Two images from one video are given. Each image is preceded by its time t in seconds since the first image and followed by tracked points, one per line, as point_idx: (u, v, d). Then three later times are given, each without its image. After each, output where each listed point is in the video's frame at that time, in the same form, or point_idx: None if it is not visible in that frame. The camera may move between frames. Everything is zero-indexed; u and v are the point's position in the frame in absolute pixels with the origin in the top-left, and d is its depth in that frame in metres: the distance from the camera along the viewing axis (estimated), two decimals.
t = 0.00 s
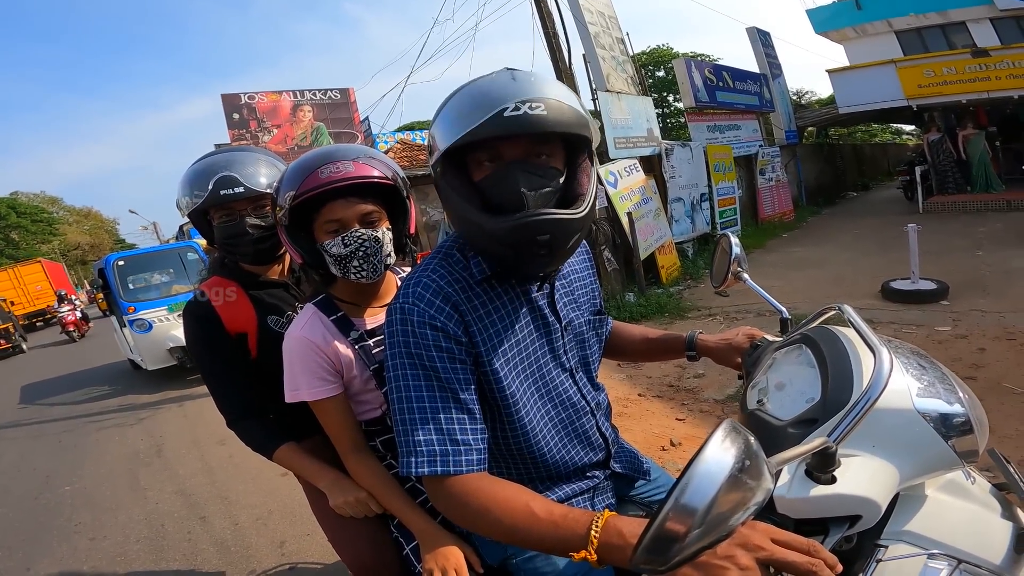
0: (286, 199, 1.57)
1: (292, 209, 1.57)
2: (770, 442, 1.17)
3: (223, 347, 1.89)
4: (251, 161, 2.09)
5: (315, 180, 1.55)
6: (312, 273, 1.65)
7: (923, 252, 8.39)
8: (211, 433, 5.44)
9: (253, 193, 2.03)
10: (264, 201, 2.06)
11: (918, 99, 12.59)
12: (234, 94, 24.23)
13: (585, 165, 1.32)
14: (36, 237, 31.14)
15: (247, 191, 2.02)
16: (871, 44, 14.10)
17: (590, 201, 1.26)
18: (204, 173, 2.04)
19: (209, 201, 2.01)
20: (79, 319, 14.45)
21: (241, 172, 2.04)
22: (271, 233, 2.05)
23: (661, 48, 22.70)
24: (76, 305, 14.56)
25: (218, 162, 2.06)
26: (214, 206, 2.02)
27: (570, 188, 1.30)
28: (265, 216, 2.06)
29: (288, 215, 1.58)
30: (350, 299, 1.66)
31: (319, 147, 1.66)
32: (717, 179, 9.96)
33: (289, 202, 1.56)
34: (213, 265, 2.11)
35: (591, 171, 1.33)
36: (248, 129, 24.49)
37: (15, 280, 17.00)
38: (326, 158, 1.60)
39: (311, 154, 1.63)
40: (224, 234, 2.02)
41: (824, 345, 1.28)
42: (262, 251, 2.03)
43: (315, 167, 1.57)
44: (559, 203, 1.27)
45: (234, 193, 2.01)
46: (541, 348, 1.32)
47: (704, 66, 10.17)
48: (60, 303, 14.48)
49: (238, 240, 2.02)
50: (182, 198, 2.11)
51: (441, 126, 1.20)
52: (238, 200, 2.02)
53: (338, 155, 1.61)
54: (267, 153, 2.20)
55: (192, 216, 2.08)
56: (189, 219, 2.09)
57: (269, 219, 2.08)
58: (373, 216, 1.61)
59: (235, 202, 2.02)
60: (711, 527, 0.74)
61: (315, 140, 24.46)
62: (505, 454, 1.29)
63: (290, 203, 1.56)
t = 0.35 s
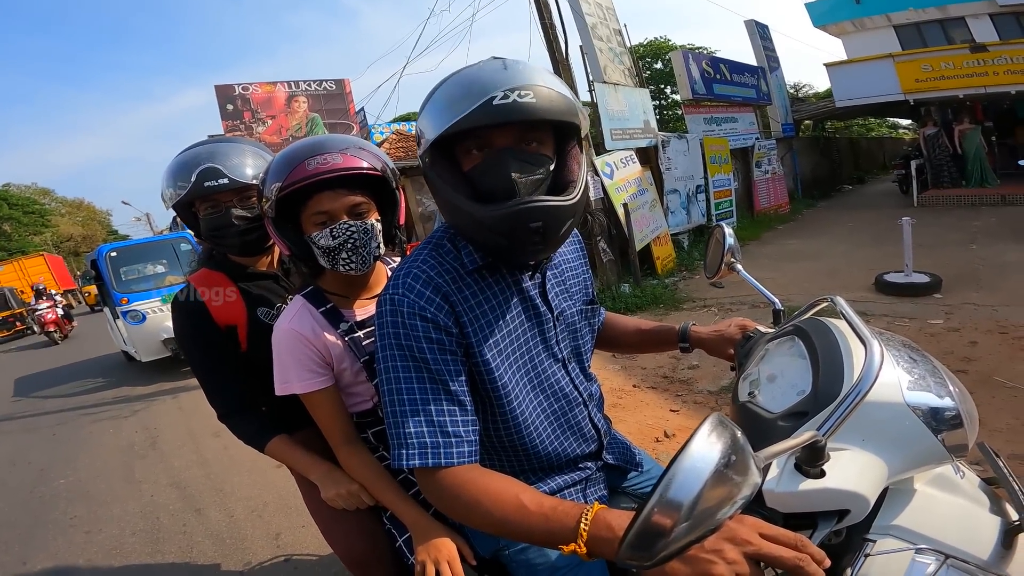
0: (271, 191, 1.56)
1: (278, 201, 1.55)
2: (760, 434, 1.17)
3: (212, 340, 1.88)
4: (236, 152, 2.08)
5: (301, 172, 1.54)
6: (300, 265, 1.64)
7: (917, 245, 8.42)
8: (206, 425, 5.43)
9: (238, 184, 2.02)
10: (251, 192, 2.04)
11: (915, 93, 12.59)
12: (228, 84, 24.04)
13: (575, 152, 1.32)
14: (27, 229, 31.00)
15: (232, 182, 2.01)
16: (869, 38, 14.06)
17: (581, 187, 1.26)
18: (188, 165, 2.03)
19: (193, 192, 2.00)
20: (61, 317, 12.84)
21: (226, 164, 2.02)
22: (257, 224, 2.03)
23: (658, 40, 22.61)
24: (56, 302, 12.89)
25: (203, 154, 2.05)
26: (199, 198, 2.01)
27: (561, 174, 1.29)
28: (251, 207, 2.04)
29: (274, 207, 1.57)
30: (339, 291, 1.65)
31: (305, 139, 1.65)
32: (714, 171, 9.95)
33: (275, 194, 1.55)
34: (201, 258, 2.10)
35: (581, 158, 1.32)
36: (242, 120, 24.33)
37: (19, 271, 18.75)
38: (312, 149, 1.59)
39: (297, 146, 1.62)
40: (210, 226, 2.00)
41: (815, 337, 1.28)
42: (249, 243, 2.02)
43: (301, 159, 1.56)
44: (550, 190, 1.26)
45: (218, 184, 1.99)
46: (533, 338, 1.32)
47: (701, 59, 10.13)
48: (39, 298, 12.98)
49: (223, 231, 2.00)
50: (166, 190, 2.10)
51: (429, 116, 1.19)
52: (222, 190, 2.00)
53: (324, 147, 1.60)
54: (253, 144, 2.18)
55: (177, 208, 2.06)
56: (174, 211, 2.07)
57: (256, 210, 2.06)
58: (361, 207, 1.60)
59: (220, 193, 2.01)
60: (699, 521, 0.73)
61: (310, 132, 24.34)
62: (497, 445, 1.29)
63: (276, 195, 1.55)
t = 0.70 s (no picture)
0: (258, 183, 1.55)
1: (264, 192, 1.55)
2: (749, 419, 1.17)
3: (198, 337, 1.86)
4: (219, 147, 2.06)
5: (288, 163, 1.53)
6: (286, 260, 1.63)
7: (905, 241, 8.48)
8: (197, 426, 5.39)
9: (221, 177, 2.00)
10: (234, 186, 2.03)
11: (901, 91, 12.71)
12: (218, 85, 23.90)
13: (562, 140, 1.32)
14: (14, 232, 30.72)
15: (214, 176, 1.99)
16: (858, 37, 14.13)
17: (569, 174, 1.27)
18: (167, 160, 2.02)
19: (174, 187, 1.98)
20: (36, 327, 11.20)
21: (208, 158, 2.01)
22: (241, 218, 2.01)
23: (648, 40, 22.68)
24: (30, 310, 11.20)
25: (184, 150, 2.03)
26: (181, 192, 1.99)
27: (548, 161, 1.29)
28: (234, 201, 2.02)
29: (260, 200, 1.56)
30: (326, 283, 1.64)
31: (291, 132, 1.64)
32: (704, 169, 9.99)
33: (262, 186, 1.54)
34: (186, 255, 2.08)
35: (568, 147, 1.32)
36: (232, 121, 24.21)
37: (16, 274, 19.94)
38: (298, 142, 1.58)
39: (283, 138, 1.61)
40: (192, 220, 1.98)
41: (803, 322, 1.28)
42: (232, 238, 2.00)
43: (288, 151, 1.55)
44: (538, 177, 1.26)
45: (200, 178, 1.98)
46: (521, 328, 1.32)
47: (691, 57, 10.16)
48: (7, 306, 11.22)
49: (207, 226, 1.97)
50: (146, 185, 2.08)
51: (417, 103, 1.18)
52: (205, 184, 1.99)
53: (311, 140, 1.58)
54: (236, 138, 2.17)
55: (159, 203, 2.04)
56: (156, 207, 2.06)
57: (239, 204, 2.04)
58: (349, 200, 1.59)
59: (202, 187, 1.99)
60: (685, 498, 0.74)
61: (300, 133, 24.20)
62: (487, 436, 1.29)
63: (263, 187, 1.54)
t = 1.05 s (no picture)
0: (262, 239, 1.56)
1: (268, 248, 1.56)
2: (763, 472, 1.16)
3: (198, 390, 1.85)
4: (216, 198, 2.09)
5: (292, 220, 1.54)
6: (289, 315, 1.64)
7: (902, 269, 8.54)
8: (193, 464, 5.32)
9: (219, 230, 2.02)
10: (232, 238, 2.05)
11: (886, 117, 13.01)
12: (217, 121, 24.26)
13: (578, 198, 1.37)
14: (12, 268, 30.82)
15: (212, 229, 2.01)
16: (837, 65, 13.84)
17: (590, 234, 1.30)
18: (165, 211, 2.04)
19: (172, 240, 2.00)
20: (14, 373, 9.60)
21: (205, 211, 2.03)
22: (238, 270, 2.04)
23: (640, 75, 23.19)
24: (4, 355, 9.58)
25: (181, 201, 2.05)
26: (179, 245, 2.01)
27: (569, 221, 1.33)
28: (233, 253, 2.05)
29: (264, 256, 1.57)
30: (330, 338, 1.65)
31: (295, 185, 1.66)
32: (699, 204, 10.07)
33: (265, 243, 1.55)
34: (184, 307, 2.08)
35: (583, 203, 1.38)
36: (231, 157, 24.52)
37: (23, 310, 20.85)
38: (302, 197, 1.59)
39: (286, 192, 1.62)
40: (191, 273, 2.01)
41: (811, 372, 1.29)
42: (230, 289, 2.01)
43: (292, 208, 1.56)
44: (560, 237, 1.29)
45: (198, 231, 2.00)
46: (530, 385, 1.32)
47: (683, 91, 10.38)
48: None
49: (206, 279, 2.00)
50: (145, 235, 2.10)
51: (446, 157, 1.19)
52: (202, 237, 2.01)
53: (315, 195, 1.60)
54: (233, 188, 2.20)
55: (157, 255, 2.06)
56: (154, 260, 2.07)
57: (237, 256, 2.06)
58: (352, 256, 1.61)
59: (200, 240, 2.01)
60: (713, 562, 0.73)
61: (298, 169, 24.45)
62: (498, 492, 1.28)
63: (266, 244, 1.55)
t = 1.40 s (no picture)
0: (257, 237, 1.56)
1: (263, 246, 1.56)
2: (755, 470, 1.17)
3: (192, 388, 1.84)
4: (210, 196, 2.09)
5: (287, 218, 1.54)
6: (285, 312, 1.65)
7: (899, 270, 8.55)
8: (190, 463, 5.31)
9: (212, 228, 2.02)
10: (226, 236, 2.05)
11: (885, 117, 13.03)
12: (216, 120, 24.24)
13: (571, 195, 1.38)
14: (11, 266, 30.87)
15: (205, 227, 2.01)
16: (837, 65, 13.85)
17: (586, 231, 1.32)
18: (158, 210, 2.04)
19: (165, 238, 2.00)
20: None
21: (198, 209, 2.03)
22: (232, 268, 2.04)
23: (639, 75, 23.19)
24: None
25: (174, 200, 2.05)
26: (172, 244, 2.01)
27: (564, 219, 1.34)
28: (226, 251, 2.05)
29: (259, 253, 1.57)
30: (325, 335, 1.65)
31: (292, 183, 1.65)
32: (698, 204, 10.09)
33: (260, 240, 1.55)
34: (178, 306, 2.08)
35: (576, 200, 1.38)
36: (230, 156, 24.55)
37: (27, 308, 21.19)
38: (298, 195, 1.59)
39: (282, 190, 1.62)
40: (185, 271, 2.01)
41: (804, 370, 1.29)
42: (224, 288, 2.01)
43: (287, 206, 1.56)
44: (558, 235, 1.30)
45: (191, 229, 1.99)
46: (523, 380, 1.32)
47: (681, 91, 10.38)
48: None
49: (201, 278, 2.00)
50: (137, 234, 2.09)
51: (448, 156, 1.19)
52: (196, 235, 2.01)
53: (310, 193, 1.60)
54: (227, 186, 2.20)
55: (151, 254, 2.05)
56: (148, 258, 2.07)
57: (231, 254, 2.06)
58: (348, 253, 1.61)
59: (193, 238, 2.01)
60: (701, 558, 0.73)
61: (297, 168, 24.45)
62: (491, 488, 1.28)
63: (261, 242, 1.55)
